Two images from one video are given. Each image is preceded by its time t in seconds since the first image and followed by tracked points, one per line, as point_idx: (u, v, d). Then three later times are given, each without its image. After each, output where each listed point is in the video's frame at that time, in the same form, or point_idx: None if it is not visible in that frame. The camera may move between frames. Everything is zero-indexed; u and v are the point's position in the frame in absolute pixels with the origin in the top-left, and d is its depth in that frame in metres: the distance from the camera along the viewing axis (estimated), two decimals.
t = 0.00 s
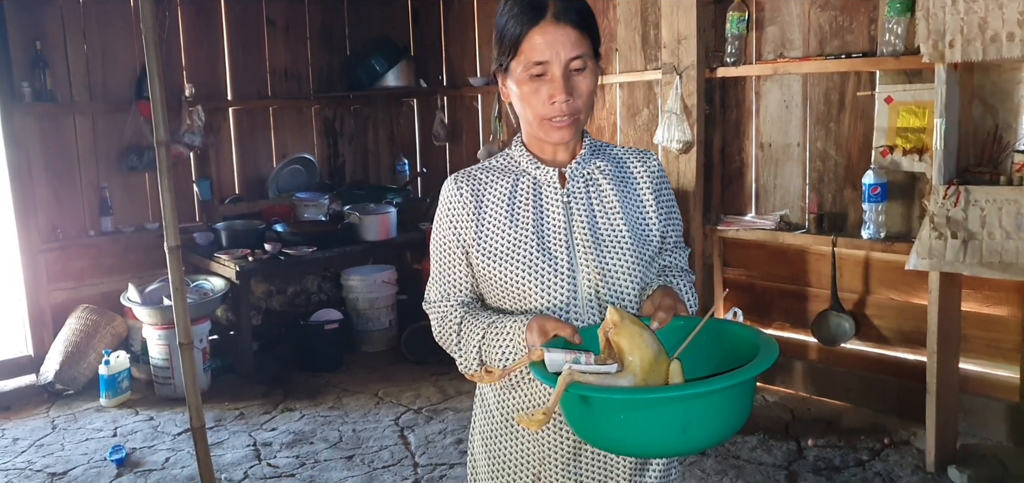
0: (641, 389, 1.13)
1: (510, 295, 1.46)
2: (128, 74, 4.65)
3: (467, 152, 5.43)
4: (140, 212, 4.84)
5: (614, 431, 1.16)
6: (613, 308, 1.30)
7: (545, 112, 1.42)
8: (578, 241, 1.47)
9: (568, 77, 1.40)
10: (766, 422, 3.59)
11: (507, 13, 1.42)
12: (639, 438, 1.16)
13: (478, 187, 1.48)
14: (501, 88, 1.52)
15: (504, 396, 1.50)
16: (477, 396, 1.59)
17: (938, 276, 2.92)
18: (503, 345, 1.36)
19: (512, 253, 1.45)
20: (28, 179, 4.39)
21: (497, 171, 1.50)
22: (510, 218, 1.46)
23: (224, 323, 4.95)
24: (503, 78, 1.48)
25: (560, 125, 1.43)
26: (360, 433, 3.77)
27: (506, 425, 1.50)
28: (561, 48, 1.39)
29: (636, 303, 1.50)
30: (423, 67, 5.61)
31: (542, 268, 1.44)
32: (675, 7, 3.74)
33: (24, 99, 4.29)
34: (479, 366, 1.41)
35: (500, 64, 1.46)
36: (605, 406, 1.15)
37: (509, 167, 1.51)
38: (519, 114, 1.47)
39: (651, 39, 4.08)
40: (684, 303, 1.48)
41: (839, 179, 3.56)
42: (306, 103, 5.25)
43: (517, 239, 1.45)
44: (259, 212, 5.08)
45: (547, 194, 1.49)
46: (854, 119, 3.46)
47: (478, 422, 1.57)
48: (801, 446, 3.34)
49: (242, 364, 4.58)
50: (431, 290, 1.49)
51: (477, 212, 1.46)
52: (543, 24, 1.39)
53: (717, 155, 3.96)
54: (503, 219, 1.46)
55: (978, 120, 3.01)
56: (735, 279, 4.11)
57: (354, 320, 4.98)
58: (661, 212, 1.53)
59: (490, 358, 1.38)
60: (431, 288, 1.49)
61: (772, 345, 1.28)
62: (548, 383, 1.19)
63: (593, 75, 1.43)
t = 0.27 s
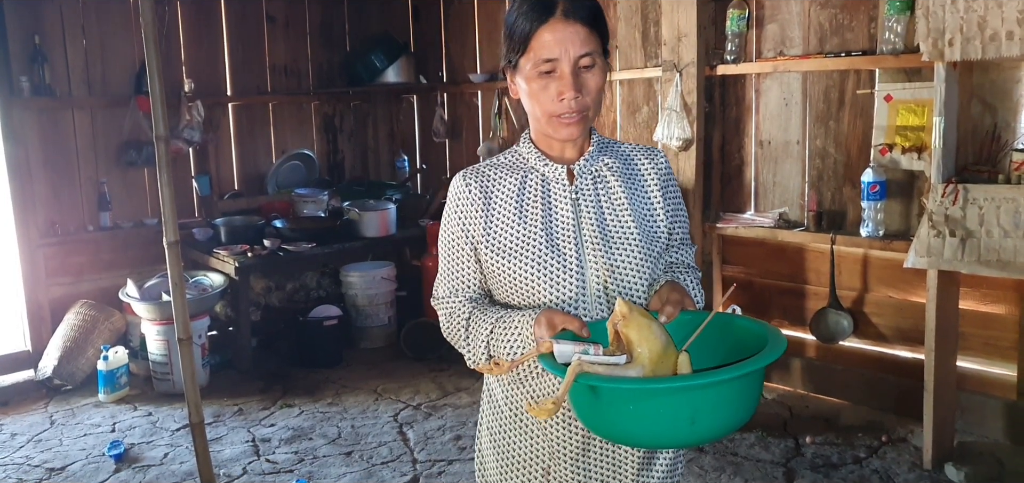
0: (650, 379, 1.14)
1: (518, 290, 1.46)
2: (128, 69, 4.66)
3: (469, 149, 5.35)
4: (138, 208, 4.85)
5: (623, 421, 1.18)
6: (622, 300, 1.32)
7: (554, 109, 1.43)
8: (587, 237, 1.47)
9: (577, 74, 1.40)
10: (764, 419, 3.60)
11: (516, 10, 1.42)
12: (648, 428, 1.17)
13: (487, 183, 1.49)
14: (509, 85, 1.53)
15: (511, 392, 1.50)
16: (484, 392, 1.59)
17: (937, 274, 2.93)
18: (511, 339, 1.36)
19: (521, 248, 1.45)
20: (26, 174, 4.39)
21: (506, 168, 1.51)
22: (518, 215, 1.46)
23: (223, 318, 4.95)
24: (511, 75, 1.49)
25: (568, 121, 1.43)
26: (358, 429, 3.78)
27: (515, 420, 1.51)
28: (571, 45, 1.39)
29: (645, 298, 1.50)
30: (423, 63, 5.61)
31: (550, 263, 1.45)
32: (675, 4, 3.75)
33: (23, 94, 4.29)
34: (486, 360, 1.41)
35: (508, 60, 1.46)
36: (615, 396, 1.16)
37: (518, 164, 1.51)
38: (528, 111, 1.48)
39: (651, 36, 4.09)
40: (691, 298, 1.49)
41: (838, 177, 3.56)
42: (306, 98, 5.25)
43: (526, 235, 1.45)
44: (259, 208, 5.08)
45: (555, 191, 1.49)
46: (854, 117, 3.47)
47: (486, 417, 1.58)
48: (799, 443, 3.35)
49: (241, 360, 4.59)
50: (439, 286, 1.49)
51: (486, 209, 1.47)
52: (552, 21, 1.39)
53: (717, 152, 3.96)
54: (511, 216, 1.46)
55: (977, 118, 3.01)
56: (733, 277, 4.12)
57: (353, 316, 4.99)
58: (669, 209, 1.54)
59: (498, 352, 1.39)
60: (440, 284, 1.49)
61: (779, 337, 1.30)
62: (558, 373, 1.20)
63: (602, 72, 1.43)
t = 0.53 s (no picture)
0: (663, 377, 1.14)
1: (527, 290, 1.45)
2: (128, 68, 4.66)
3: (467, 148, 5.39)
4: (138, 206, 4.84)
5: (636, 419, 1.18)
6: (633, 298, 1.32)
7: (567, 109, 1.43)
8: (595, 238, 1.47)
9: (591, 75, 1.40)
10: (764, 418, 3.60)
11: (530, 11, 1.42)
12: (660, 425, 1.18)
13: (496, 183, 1.48)
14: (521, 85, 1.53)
15: (521, 391, 1.50)
16: (492, 389, 1.58)
17: (936, 273, 2.93)
18: (520, 338, 1.35)
19: (530, 248, 1.44)
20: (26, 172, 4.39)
21: (515, 168, 1.50)
22: (528, 215, 1.46)
23: (222, 317, 4.95)
24: (523, 75, 1.48)
25: (580, 122, 1.43)
26: (358, 427, 3.78)
27: (524, 418, 1.51)
28: (585, 46, 1.39)
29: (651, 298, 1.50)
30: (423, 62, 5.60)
31: (560, 264, 1.44)
32: (675, 3, 3.74)
33: (24, 92, 4.29)
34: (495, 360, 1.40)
35: (522, 61, 1.46)
36: (628, 394, 1.16)
37: (527, 164, 1.51)
38: (539, 111, 1.48)
39: (651, 36, 4.09)
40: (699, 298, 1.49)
41: (838, 176, 3.56)
42: (306, 97, 5.25)
43: (535, 235, 1.45)
44: (258, 206, 5.08)
45: (564, 192, 1.48)
46: (853, 117, 3.47)
47: (495, 413, 1.57)
48: (799, 443, 3.36)
49: (241, 358, 4.59)
50: (446, 285, 1.48)
51: (495, 208, 1.46)
52: (567, 22, 1.39)
53: (716, 152, 3.96)
54: (521, 216, 1.45)
55: (977, 118, 3.01)
56: (733, 276, 4.11)
57: (353, 315, 4.99)
58: (675, 211, 1.54)
59: (507, 351, 1.38)
60: (447, 282, 1.48)
61: (789, 337, 1.30)
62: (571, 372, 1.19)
63: (614, 74, 1.43)
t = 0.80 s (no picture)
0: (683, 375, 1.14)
1: (534, 290, 1.45)
2: (128, 68, 4.66)
3: (467, 148, 5.34)
4: (139, 206, 4.85)
5: (654, 416, 1.18)
6: (648, 297, 1.31)
7: (575, 111, 1.42)
8: (602, 238, 1.47)
9: (601, 78, 1.40)
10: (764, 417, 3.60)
11: (539, 13, 1.42)
12: (677, 422, 1.18)
13: (503, 184, 1.48)
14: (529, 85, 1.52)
15: (527, 390, 1.50)
16: (497, 388, 1.58)
17: (936, 272, 2.93)
18: (529, 338, 1.35)
19: (537, 249, 1.44)
20: (27, 173, 4.39)
21: (521, 169, 1.50)
22: (535, 216, 1.46)
23: (223, 317, 4.95)
24: (532, 75, 1.48)
25: (589, 123, 1.43)
26: (358, 427, 3.78)
27: (531, 418, 1.50)
28: (595, 49, 1.39)
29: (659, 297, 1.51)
30: (423, 63, 5.60)
31: (567, 264, 1.44)
32: (675, 3, 3.74)
33: (24, 92, 4.29)
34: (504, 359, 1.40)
35: (530, 62, 1.46)
36: (648, 392, 1.16)
37: (533, 165, 1.51)
38: (547, 111, 1.47)
39: (650, 35, 4.08)
40: (705, 296, 1.50)
41: (837, 175, 3.56)
42: (305, 97, 5.25)
43: (543, 236, 1.45)
44: (258, 206, 5.08)
45: (571, 193, 1.48)
46: (853, 116, 3.47)
47: (501, 413, 1.57)
48: (800, 441, 3.36)
49: (241, 358, 4.59)
50: (452, 285, 1.48)
51: (502, 209, 1.45)
52: (578, 24, 1.39)
53: (716, 151, 3.96)
54: (528, 217, 1.45)
55: (975, 117, 3.01)
56: (733, 275, 4.11)
57: (353, 315, 4.99)
58: (679, 212, 1.55)
59: (515, 351, 1.38)
60: (453, 283, 1.47)
61: (802, 335, 1.31)
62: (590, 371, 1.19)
63: (623, 76, 1.44)
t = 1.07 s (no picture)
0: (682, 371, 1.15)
1: (530, 288, 1.46)
2: (126, 68, 4.67)
3: (465, 147, 5.36)
4: (136, 206, 4.85)
5: (653, 412, 1.19)
6: (647, 295, 1.32)
7: (571, 110, 1.43)
8: (598, 236, 1.48)
9: (595, 77, 1.42)
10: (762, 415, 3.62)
11: (533, 14, 1.43)
12: (676, 418, 1.19)
13: (498, 182, 1.49)
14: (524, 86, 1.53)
15: (524, 388, 1.51)
16: (495, 388, 1.59)
17: (931, 270, 2.94)
18: (527, 335, 1.36)
19: (533, 247, 1.45)
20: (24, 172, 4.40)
21: (516, 168, 1.51)
22: (531, 214, 1.47)
23: (221, 317, 4.95)
24: (526, 77, 1.49)
25: (584, 122, 1.44)
26: (357, 427, 3.79)
27: (528, 416, 1.52)
28: (589, 48, 1.40)
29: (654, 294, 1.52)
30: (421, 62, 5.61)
31: (563, 262, 1.45)
32: (672, 2, 3.76)
33: (21, 92, 4.29)
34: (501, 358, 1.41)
35: (525, 63, 1.47)
36: (648, 389, 1.17)
37: (529, 164, 1.52)
38: (542, 111, 1.48)
39: (647, 34, 4.10)
40: (702, 295, 1.51)
41: (834, 174, 3.58)
42: (303, 97, 5.25)
43: (539, 234, 1.46)
44: (256, 206, 5.09)
45: (566, 191, 1.49)
46: (849, 115, 3.48)
47: (498, 413, 1.58)
48: (796, 439, 3.37)
49: (239, 358, 4.60)
50: (449, 283, 1.49)
51: (498, 207, 1.46)
52: (572, 24, 1.40)
53: (713, 150, 3.97)
54: (524, 215, 1.46)
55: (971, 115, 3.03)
56: (730, 274, 4.13)
57: (351, 314, 4.99)
58: (675, 211, 1.56)
59: (512, 349, 1.39)
60: (450, 282, 1.48)
61: (799, 332, 1.32)
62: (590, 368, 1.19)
63: (617, 75, 1.45)
